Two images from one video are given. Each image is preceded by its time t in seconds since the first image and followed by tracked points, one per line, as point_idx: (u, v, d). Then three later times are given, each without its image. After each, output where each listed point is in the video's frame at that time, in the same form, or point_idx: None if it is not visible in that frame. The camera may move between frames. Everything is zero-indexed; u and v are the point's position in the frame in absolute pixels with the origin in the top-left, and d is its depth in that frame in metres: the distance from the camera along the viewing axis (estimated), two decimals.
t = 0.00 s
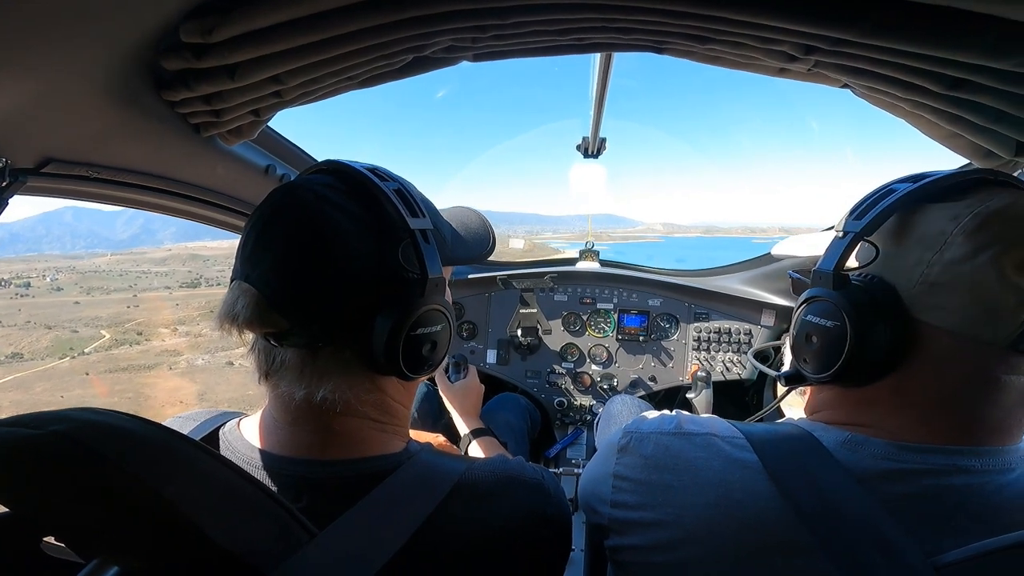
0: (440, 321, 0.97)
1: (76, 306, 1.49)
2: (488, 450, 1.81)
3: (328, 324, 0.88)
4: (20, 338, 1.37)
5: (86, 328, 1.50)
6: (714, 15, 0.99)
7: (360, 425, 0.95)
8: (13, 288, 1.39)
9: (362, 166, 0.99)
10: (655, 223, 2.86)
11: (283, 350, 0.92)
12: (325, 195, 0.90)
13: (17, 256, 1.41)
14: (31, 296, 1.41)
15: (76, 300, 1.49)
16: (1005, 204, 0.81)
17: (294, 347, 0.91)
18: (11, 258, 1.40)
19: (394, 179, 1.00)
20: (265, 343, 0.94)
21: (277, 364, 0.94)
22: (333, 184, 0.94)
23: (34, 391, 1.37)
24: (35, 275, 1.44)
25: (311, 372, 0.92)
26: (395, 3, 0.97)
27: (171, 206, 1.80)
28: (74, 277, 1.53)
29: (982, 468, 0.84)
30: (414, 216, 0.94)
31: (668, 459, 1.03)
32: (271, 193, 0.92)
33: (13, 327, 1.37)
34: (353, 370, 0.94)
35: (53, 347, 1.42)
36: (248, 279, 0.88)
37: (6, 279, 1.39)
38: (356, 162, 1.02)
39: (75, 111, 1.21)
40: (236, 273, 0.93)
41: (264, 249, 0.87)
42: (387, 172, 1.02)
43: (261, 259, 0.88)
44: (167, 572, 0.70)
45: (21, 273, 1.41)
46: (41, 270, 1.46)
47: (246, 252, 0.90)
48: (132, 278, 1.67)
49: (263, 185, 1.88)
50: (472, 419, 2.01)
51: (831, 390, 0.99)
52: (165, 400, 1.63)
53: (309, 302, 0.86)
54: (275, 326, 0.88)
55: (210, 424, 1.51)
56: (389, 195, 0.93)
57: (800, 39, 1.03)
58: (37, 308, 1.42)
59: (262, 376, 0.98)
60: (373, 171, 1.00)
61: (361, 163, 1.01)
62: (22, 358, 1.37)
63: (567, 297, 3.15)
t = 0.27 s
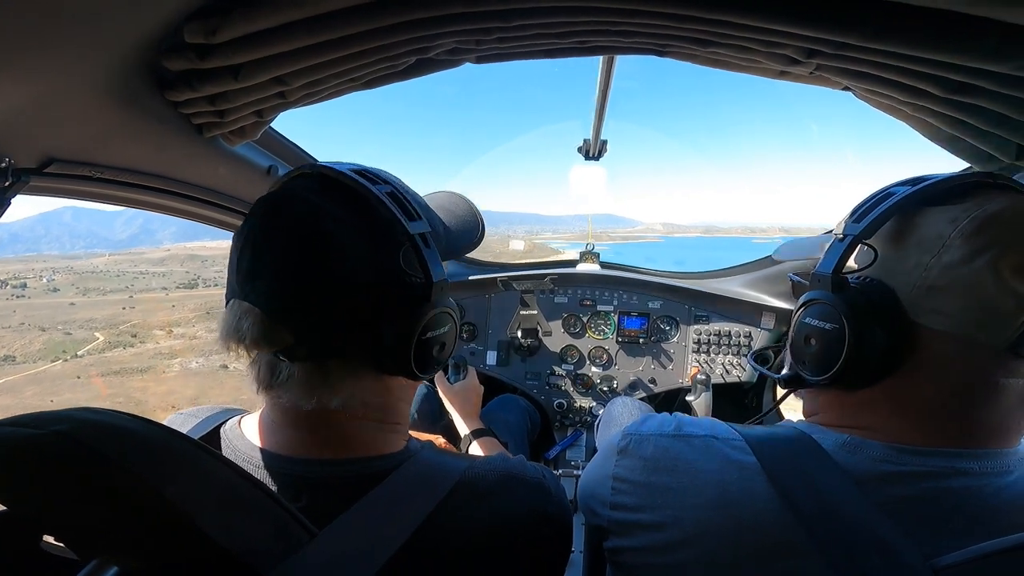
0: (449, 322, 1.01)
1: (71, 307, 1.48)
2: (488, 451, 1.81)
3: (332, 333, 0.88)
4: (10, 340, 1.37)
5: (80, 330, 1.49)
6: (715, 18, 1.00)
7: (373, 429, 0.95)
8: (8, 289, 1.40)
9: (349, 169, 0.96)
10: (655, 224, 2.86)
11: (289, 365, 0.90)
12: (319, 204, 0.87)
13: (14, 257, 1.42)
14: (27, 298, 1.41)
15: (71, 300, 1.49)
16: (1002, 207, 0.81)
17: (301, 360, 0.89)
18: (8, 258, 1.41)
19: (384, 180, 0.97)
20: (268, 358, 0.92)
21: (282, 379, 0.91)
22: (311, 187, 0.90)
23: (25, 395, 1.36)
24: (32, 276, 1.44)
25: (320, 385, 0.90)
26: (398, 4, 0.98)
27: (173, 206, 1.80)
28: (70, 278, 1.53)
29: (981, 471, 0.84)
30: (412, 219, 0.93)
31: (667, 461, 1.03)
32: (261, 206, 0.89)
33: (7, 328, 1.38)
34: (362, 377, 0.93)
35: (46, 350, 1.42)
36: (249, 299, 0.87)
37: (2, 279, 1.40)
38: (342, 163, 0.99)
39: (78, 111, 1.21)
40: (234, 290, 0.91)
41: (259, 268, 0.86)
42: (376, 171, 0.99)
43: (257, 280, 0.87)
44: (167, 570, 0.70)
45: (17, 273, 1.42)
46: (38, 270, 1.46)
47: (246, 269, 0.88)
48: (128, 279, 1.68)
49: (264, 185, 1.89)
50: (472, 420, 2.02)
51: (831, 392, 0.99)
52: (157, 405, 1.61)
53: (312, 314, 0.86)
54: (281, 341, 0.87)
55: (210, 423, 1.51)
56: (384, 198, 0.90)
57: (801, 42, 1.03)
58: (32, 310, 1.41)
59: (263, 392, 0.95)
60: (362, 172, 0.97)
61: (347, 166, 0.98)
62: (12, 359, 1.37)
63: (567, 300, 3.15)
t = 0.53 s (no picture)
0: (444, 330, 0.99)
1: (66, 309, 1.47)
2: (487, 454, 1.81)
3: (325, 347, 0.84)
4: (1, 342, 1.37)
5: (73, 332, 1.48)
6: (715, 23, 1.00)
7: (374, 442, 0.96)
8: (5, 290, 1.39)
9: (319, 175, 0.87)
10: (655, 223, 2.92)
11: (285, 390, 0.88)
12: (298, 226, 0.82)
13: (12, 256, 1.41)
14: (22, 299, 1.40)
15: (66, 301, 1.47)
16: (1001, 213, 0.81)
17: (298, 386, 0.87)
18: (7, 258, 1.40)
19: (362, 184, 0.90)
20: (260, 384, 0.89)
21: (280, 405, 0.88)
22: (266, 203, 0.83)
23: (15, 398, 1.36)
24: (28, 276, 1.43)
25: (320, 406, 0.89)
26: (400, 7, 0.98)
27: (173, 208, 1.81)
28: (67, 278, 1.52)
29: (979, 476, 0.84)
30: (400, 228, 0.88)
31: (666, 466, 1.03)
32: (235, 232, 0.83)
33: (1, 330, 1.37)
34: (364, 391, 0.92)
35: (37, 352, 1.41)
36: (238, 331, 0.85)
37: None
38: (310, 166, 0.90)
39: (80, 112, 1.22)
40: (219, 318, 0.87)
41: (240, 301, 0.82)
42: (351, 174, 0.91)
43: (240, 313, 0.83)
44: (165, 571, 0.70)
45: (16, 272, 1.42)
46: (35, 270, 1.45)
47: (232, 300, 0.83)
48: (125, 280, 1.68)
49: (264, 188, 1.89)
50: (471, 424, 2.01)
51: (830, 399, 0.98)
52: (148, 408, 1.65)
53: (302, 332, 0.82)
54: (279, 368, 0.85)
55: (208, 424, 1.51)
56: (365, 208, 0.83)
57: (801, 47, 1.04)
58: (26, 312, 1.40)
59: (261, 423, 0.93)
60: (334, 177, 0.88)
61: (317, 169, 0.89)
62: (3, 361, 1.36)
63: (566, 304, 3.15)
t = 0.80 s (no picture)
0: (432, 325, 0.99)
1: (61, 309, 1.47)
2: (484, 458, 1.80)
3: (319, 342, 0.84)
4: None
5: (67, 334, 1.46)
6: (712, 27, 1.01)
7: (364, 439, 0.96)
8: None
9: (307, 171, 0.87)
10: (655, 224, 2.87)
11: (279, 388, 0.87)
12: (291, 221, 0.82)
13: (12, 256, 1.42)
14: (18, 300, 1.39)
15: (62, 303, 1.47)
16: (987, 217, 0.82)
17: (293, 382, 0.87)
18: (6, 257, 1.41)
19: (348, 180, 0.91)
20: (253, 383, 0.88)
21: (274, 402, 0.88)
22: (257, 198, 0.83)
23: (4, 401, 1.36)
24: (25, 276, 1.43)
25: (313, 403, 0.89)
26: (400, 10, 0.98)
27: (171, 210, 1.80)
28: (63, 278, 1.51)
29: (975, 480, 0.84)
30: (391, 221, 0.91)
31: (662, 468, 1.03)
32: (227, 228, 0.82)
33: None
34: (357, 387, 0.93)
35: (30, 355, 1.41)
36: (229, 327, 0.84)
37: None
38: (298, 163, 0.90)
39: (79, 113, 1.22)
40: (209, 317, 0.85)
41: (232, 295, 0.82)
42: (336, 172, 0.92)
43: (231, 307, 0.83)
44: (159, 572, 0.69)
45: (12, 272, 1.41)
46: (31, 270, 1.44)
47: (225, 298, 0.82)
48: (122, 279, 1.66)
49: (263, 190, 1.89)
50: (468, 428, 2.01)
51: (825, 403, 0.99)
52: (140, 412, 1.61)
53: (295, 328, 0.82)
54: (274, 363, 0.84)
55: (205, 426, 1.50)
56: (357, 202, 0.85)
57: (799, 51, 1.04)
58: (21, 313, 1.39)
59: (251, 421, 0.92)
60: (321, 174, 0.89)
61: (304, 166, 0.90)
62: None
63: (564, 308, 3.15)
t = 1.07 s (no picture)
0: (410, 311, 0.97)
1: (57, 309, 1.46)
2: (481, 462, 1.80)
3: (290, 342, 0.83)
4: None
5: (60, 335, 1.45)
6: (710, 32, 1.01)
7: (355, 438, 0.95)
8: None
9: (265, 175, 0.87)
10: (655, 223, 2.90)
11: (257, 390, 0.87)
12: (250, 224, 0.81)
13: (11, 256, 1.41)
14: (14, 300, 1.38)
15: (58, 304, 1.47)
16: (981, 221, 0.82)
17: (268, 383, 0.86)
18: (5, 256, 1.40)
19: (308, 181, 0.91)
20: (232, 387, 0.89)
21: (254, 405, 0.88)
22: (217, 205, 0.83)
23: None
24: (22, 276, 1.42)
25: (292, 403, 0.88)
26: (398, 14, 0.98)
27: (167, 214, 1.80)
28: (59, 278, 1.51)
29: (972, 483, 0.84)
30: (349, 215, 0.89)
31: (660, 472, 1.03)
32: (192, 237, 0.82)
33: None
34: (338, 384, 0.91)
35: (21, 357, 1.36)
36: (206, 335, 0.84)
37: None
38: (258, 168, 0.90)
39: (76, 116, 1.21)
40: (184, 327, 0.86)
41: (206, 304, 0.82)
42: (298, 174, 0.91)
43: (205, 317, 0.83)
44: None
45: (9, 273, 1.40)
46: (28, 270, 1.44)
47: (198, 308, 0.83)
48: (118, 280, 1.66)
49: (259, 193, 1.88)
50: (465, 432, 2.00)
51: (821, 407, 0.98)
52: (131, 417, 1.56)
53: (274, 334, 0.82)
54: (244, 366, 0.84)
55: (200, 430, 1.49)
56: (312, 201, 0.84)
57: (795, 56, 1.05)
58: (15, 313, 1.38)
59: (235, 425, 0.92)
60: (280, 176, 0.89)
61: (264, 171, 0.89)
62: None
63: (561, 312, 3.15)
